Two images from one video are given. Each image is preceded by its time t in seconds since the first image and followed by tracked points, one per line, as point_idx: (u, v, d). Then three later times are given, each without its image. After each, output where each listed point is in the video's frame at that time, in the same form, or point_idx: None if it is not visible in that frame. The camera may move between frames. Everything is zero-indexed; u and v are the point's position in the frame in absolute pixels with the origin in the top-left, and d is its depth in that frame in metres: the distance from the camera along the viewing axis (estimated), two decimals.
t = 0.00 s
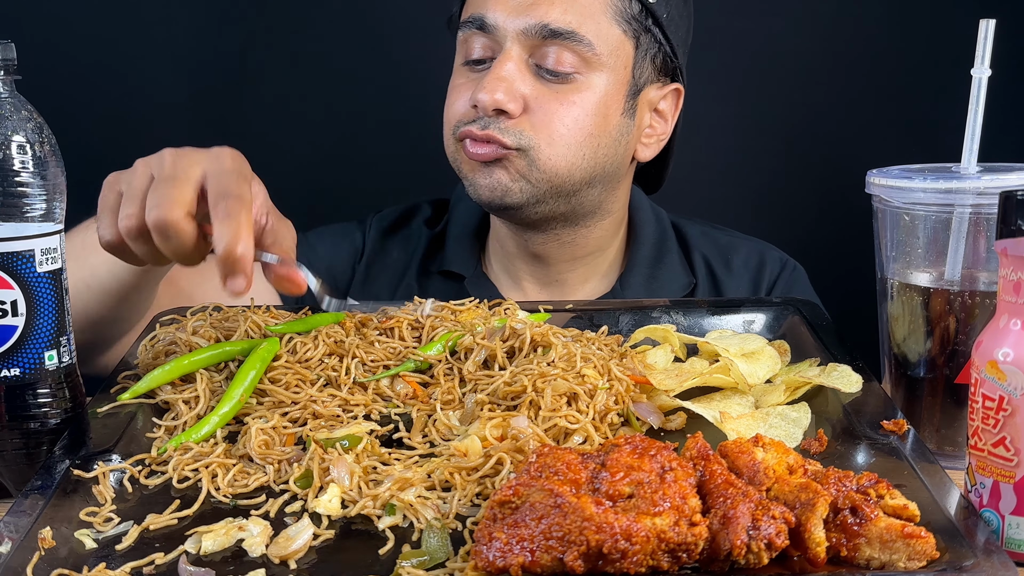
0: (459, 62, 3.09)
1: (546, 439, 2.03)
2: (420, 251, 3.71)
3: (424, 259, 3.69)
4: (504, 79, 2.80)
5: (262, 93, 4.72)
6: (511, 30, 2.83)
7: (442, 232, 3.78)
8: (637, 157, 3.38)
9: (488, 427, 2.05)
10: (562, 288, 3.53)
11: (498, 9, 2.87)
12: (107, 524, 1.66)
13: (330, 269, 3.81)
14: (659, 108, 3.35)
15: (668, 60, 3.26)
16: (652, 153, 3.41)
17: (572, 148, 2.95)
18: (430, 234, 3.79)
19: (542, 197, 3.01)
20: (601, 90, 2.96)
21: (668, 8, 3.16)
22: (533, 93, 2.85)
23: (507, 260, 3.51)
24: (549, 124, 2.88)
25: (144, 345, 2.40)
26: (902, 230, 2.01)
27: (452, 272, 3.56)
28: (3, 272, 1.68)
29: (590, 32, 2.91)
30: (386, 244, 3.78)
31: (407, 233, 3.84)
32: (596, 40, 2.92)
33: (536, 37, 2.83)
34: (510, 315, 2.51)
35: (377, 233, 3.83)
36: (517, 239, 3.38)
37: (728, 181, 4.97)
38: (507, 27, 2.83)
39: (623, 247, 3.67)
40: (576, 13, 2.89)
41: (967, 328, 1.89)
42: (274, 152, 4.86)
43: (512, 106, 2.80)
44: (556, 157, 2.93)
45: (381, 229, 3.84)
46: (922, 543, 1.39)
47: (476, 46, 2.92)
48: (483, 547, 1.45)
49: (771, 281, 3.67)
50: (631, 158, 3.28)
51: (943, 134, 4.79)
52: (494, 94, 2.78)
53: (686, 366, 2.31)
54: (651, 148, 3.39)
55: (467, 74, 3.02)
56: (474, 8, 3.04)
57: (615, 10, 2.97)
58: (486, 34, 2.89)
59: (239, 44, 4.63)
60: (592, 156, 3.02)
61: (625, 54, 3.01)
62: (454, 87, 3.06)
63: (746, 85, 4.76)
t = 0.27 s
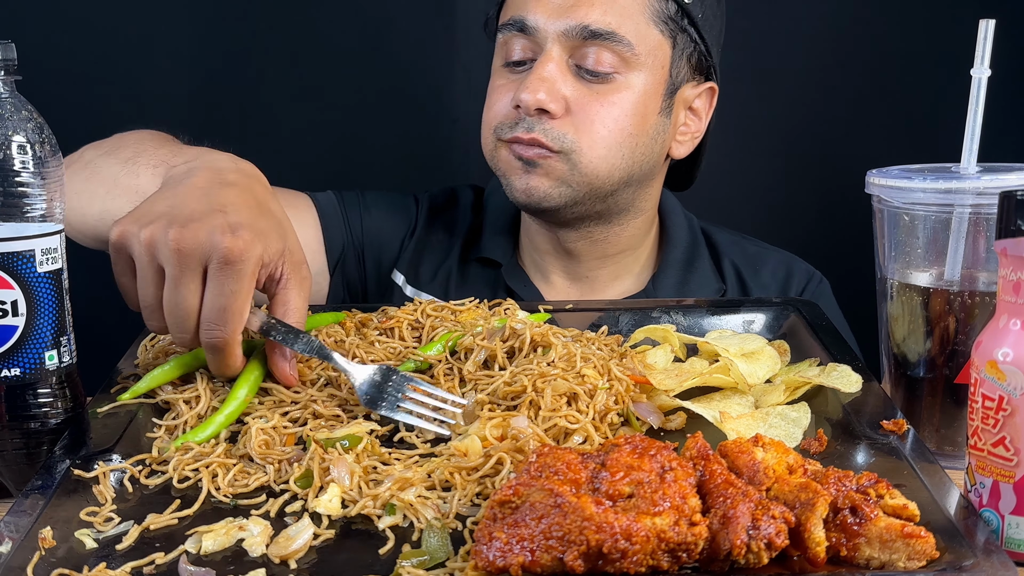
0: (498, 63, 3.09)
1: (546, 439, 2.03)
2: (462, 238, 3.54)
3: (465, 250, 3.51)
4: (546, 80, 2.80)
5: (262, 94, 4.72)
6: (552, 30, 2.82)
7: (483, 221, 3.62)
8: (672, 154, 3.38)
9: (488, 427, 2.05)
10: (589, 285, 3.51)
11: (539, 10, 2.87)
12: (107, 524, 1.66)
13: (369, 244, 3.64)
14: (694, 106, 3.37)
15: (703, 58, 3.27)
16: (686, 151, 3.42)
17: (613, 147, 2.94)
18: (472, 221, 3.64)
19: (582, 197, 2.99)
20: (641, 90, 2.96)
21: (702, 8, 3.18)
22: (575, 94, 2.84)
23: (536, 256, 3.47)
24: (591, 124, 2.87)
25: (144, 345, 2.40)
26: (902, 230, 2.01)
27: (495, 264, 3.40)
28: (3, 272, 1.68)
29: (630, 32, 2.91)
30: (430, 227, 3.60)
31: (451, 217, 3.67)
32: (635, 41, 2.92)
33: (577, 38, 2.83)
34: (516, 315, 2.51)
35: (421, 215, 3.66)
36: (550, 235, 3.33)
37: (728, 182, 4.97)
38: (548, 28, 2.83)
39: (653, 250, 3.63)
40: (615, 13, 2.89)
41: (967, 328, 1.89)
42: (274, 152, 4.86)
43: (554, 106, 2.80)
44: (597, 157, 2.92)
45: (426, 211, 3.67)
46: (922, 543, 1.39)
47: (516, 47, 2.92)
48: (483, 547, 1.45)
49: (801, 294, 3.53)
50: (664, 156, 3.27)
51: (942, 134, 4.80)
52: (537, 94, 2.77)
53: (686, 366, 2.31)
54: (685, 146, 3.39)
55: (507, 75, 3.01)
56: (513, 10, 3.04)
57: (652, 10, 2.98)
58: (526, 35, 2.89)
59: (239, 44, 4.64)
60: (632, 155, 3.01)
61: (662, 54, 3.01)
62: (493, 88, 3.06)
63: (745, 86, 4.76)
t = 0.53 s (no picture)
0: (524, 62, 3.06)
1: (546, 439, 2.03)
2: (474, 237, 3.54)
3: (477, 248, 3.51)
4: (576, 81, 2.79)
5: (262, 94, 4.72)
6: (583, 32, 2.80)
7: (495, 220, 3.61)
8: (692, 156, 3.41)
9: (488, 427, 2.05)
10: (606, 283, 3.48)
11: (569, 11, 2.85)
12: (107, 524, 1.66)
13: (378, 245, 3.66)
14: (714, 109, 3.38)
15: (727, 62, 3.27)
16: (706, 153, 3.44)
17: (638, 149, 2.94)
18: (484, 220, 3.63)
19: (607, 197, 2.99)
20: (667, 93, 2.95)
21: (728, 12, 3.18)
22: (604, 96, 2.84)
23: (554, 254, 3.45)
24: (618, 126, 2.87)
25: (144, 346, 2.40)
26: (902, 231, 2.01)
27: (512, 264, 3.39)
28: (3, 272, 1.68)
29: (660, 36, 2.90)
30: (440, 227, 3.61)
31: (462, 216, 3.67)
32: (665, 44, 2.91)
33: (608, 40, 2.82)
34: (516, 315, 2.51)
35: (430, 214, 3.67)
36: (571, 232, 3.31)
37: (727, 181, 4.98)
38: (579, 30, 2.80)
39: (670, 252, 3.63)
40: (645, 16, 2.88)
41: (967, 328, 1.89)
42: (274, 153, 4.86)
43: (585, 107, 2.79)
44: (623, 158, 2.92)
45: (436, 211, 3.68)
46: (922, 543, 1.39)
47: (544, 47, 2.89)
48: (484, 547, 1.45)
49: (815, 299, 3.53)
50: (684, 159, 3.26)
51: (942, 134, 4.80)
52: (568, 96, 2.77)
53: (686, 366, 2.31)
54: (707, 148, 3.42)
55: (533, 75, 2.99)
56: (541, 10, 3.01)
57: (682, 15, 2.97)
58: (555, 36, 2.86)
59: (239, 44, 4.64)
60: (656, 158, 3.01)
61: (690, 57, 3.00)
62: (520, 87, 3.03)
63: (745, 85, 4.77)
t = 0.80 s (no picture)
0: (522, 63, 3.05)
1: (546, 439, 2.03)
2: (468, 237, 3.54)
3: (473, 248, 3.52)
4: (577, 82, 2.77)
5: (262, 93, 4.72)
6: (583, 32, 2.79)
7: (491, 221, 3.61)
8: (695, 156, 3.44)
9: (488, 427, 2.05)
10: (602, 283, 3.49)
11: (568, 12, 2.84)
12: (107, 524, 1.66)
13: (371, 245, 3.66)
14: (712, 109, 3.38)
15: (724, 65, 3.28)
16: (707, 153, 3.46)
17: (643, 148, 2.92)
18: (479, 221, 3.63)
19: (617, 197, 2.97)
20: (668, 93, 2.94)
21: (727, 14, 3.19)
22: (606, 97, 2.82)
23: (550, 253, 3.47)
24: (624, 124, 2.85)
25: (144, 346, 2.40)
26: (902, 231, 2.01)
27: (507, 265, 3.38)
28: (3, 272, 1.68)
29: (659, 37, 2.90)
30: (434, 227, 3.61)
31: (456, 217, 3.67)
32: (664, 44, 2.90)
33: (608, 40, 2.80)
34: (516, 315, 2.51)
35: (425, 214, 3.68)
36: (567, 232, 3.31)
37: (727, 181, 4.98)
38: (580, 30, 2.79)
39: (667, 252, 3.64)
40: (645, 17, 2.88)
41: (967, 327, 1.89)
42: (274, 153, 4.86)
43: (586, 108, 2.77)
44: (632, 156, 2.91)
45: (430, 211, 3.69)
46: (922, 543, 1.39)
47: (543, 47, 2.88)
48: (483, 547, 1.45)
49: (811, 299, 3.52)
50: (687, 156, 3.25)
51: (942, 134, 4.80)
52: (570, 97, 2.74)
53: (686, 366, 2.31)
54: (707, 148, 3.44)
55: (533, 76, 2.98)
56: (541, 10, 3.01)
57: (681, 16, 2.98)
58: (555, 36, 2.85)
59: (239, 44, 4.64)
60: (660, 156, 3.00)
61: (689, 58, 3.01)
62: (518, 87, 3.01)
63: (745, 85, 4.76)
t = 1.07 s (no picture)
0: (517, 61, 3.04)
1: (546, 439, 2.03)
2: (464, 237, 3.53)
3: (468, 248, 3.50)
4: (578, 80, 2.78)
5: (262, 93, 4.72)
6: (582, 31, 2.79)
7: (485, 221, 3.62)
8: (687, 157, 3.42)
9: (488, 427, 2.05)
10: (597, 283, 3.49)
11: (566, 11, 2.84)
12: (108, 524, 1.66)
13: (365, 244, 3.63)
14: (706, 110, 3.38)
15: (719, 63, 3.29)
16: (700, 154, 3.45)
17: (642, 147, 2.93)
18: (474, 221, 3.64)
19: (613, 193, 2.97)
20: (667, 92, 2.95)
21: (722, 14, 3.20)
22: (606, 94, 2.82)
23: (545, 253, 3.46)
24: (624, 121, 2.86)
25: (144, 346, 2.39)
26: (902, 231, 2.01)
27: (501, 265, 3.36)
28: (3, 272, 1.68)
29: (658, 36, 2.91)
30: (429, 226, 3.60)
31: (450, 217, 3.66)
32: (663, 44, 2.92)
33: (608, 40, 2.81)
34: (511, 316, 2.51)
35: (420, 214, 3.67)
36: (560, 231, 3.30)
37: (728, 181, 4.98)
38: (578, 29, 2.79)
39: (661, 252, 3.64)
40: (643, 15, 2.88)
41: (967, 327, 1.89)
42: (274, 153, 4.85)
43: (588, 107, 2.78)
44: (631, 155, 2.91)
45: (425, 210, 3.68)
46: (922, 543, 1.39)
47: (540, 46, 2.88)
48: (483, 547, 1.45)
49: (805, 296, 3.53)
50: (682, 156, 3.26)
51: (942, 134, 4.80)
52: (571, 96, 2.75)
53: (686, 366, 2.31)
54: (700, 149, 3.43)
55: (529, 75, 2.97)
56: (537, 10, 3.00)
57: (679, 16, 2.99)
58: (552, 35, 2.85)
59: (239, 44, 4.64)
60: (658, 153, 3.00)
61: (687, 58, 3.02)
62: (514, 86, 3.00)
63: (745, 85, 4.76)
